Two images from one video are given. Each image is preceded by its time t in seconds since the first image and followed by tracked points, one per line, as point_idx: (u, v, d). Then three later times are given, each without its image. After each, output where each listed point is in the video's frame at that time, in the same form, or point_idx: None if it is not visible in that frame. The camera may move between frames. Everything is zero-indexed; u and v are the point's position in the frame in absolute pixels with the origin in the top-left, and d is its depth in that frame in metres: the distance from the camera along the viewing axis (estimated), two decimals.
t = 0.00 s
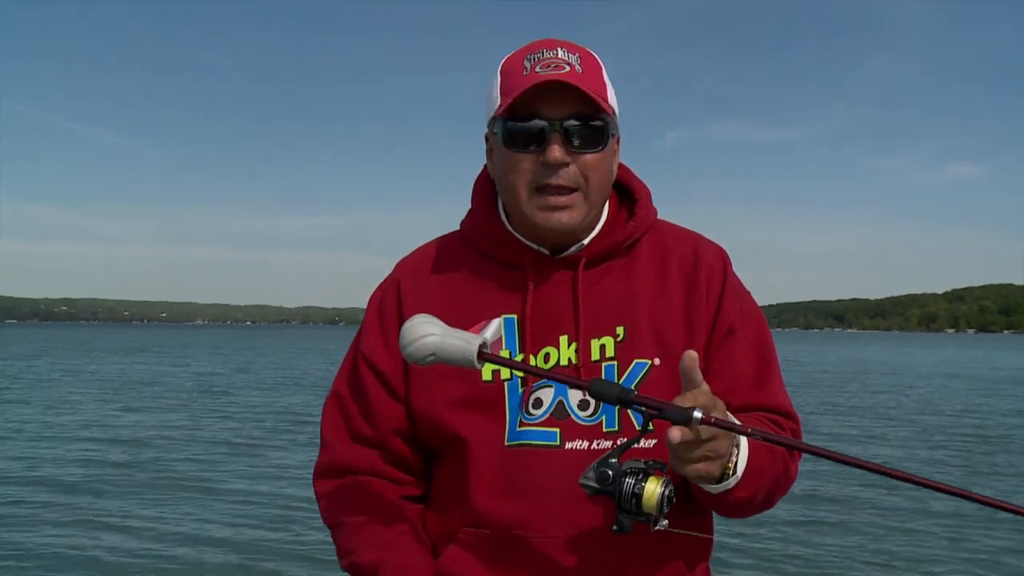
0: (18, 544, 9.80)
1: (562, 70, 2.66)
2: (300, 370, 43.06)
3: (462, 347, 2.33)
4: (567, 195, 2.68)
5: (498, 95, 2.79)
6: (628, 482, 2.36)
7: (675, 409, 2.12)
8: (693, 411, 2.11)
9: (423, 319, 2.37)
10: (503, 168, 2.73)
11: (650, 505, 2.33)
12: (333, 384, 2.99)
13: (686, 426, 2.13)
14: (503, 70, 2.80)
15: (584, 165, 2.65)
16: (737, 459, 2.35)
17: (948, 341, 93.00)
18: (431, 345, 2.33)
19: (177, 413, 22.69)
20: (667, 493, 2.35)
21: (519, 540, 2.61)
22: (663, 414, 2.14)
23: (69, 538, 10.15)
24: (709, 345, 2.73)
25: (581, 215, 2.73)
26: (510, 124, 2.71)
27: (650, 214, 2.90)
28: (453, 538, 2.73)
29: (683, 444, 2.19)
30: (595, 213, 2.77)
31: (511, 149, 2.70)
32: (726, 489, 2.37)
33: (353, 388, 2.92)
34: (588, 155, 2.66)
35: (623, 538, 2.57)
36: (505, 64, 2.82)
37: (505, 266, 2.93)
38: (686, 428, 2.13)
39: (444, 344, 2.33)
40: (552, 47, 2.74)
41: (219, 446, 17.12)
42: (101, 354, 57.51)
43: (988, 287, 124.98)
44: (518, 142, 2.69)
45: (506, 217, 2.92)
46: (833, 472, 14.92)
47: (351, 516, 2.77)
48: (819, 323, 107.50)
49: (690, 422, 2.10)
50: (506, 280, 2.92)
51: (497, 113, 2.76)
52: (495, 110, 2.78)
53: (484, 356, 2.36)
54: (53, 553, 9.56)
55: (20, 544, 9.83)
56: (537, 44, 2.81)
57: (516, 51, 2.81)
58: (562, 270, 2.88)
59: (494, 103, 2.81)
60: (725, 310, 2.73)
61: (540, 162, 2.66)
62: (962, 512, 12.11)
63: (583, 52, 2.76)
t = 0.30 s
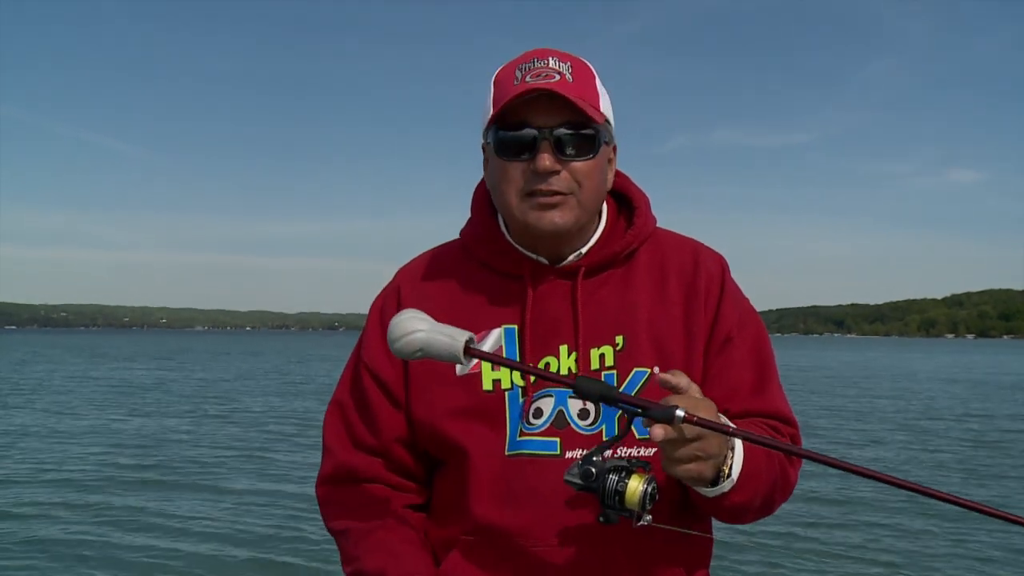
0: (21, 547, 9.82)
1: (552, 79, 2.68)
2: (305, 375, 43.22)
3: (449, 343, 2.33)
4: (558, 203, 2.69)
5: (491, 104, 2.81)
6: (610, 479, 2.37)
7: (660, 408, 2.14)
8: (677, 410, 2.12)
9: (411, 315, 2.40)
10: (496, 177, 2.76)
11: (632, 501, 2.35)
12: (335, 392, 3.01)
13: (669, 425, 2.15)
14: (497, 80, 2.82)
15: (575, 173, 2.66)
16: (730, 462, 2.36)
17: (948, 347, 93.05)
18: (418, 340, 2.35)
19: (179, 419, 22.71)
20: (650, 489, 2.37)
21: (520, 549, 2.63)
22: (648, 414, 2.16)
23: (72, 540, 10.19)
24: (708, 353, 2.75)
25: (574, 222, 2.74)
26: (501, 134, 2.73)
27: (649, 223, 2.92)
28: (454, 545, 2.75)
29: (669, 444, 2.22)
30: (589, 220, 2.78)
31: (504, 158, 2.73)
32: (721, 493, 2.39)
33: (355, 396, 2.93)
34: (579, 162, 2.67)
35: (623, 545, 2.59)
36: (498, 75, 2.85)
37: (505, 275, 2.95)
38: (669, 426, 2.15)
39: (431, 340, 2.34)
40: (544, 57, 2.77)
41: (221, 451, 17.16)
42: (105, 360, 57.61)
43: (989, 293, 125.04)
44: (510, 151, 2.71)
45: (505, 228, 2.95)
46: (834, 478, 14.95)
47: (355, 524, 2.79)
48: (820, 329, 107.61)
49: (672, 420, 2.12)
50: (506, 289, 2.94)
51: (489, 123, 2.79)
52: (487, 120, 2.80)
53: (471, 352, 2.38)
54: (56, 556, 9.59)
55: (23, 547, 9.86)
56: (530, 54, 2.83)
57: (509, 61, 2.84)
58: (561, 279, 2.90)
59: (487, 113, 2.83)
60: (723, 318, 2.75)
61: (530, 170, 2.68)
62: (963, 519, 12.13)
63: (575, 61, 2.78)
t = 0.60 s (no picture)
0: (24, 556, 9.86)
1: (548, 90, 2.70)
2: (307, 377, 43.39)
3: (444, 338, 2.34)
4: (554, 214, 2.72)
5: (487, 114, 2.82)
6: (605, 464, 2.38)
7: (651, 392, 2.15)
8: (669, 393, 2.13)
9: (409, 313, 2.42)
10: (492, 187, 2.77)
11: (627, 485, 2.36)
12: (334, 394, 3.01)
13: (661, 409, 2.16)
14: (494, 88, 2.83)
15: (571, 185, 2.68)
16: (724, 453, 2.37)
17: (949, 346, 93.14)
18: (415, 335, 2.36)
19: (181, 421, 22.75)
20: (644, 473, 2.38)
21: (518, 550, 2.64)
22: (640, 397, 2.17)
23: (74, 549, 10.22)
24: (704, 355, 2.76)
25: (569, 233, 2.76)
26: (497, 144, 2.74)
27: (647, 227, 2.93)
28: (451, 546, 2.76)
29: (663, 429, 2.23)
30: (585, 230, 2.80)
31: (500, 169, 2.73)
32: (714, 485, 2.40)
33: (354, 399, 2.94)
34: (576, 174, 2.68)
35: (619, 545, 2.60)
36: (494, 83, 2.85)
37: (502, 279, 2.96)
38: (661, 409, 2.16)
39: (427, 336, 2.36)
40: (540, 67, 2.77)
41: (223, 453, 17.19)
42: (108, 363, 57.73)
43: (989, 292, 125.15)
44: (506, 162, 2.72)
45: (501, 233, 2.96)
46: (835, 478, 14.98)
47: (354, 525, 2.81)
48: (820, 329, 107.69)
49: (664, 402, 2.13)
50: (503, 293, 2.95)
51: (485, 133, 2.79)
52: (483, 131, 2.81)
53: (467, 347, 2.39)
54: (59, 562, 9.63)
55: (26, 556, 9.90)
56: (526, 62, 2.83)
57: (506, 69, 2.85)
58: (558, 283, 2.91)
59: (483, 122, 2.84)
60: (720, 320, 2.76)
61: (527, 182, 2.69)
62: (963, 519, 12.16)
63: (571, 70, 2.79)
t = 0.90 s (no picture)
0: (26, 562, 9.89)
1: (544, 87, 2.72)
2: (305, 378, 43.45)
3: (442, 349, 2.37)
4: (551, 211, 2.74)
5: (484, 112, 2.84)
6: (609, 459, 2.39)
7: (646, 385, 2.18)
8: (664, 384, 2.16)
9: (405, 325, 2.42)
10: (489, 184, 2.79)
11: (632, 479, 2.39)
12: (330, 389, 3.04)
13: (659, 401, 2.18)
14: (491, 86, 2.86)
15: (566, 182, 2.69)
16: (724, 445, 2.40)
17: (945, 342, 93.32)
18: (414, 350, 2.38)
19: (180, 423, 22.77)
20: (648, 465, 2.41)
21: (514, 543, 2.67)
22: (637, 390, 2.20)
23: (77, 555, 10.27)
24: (700, 350, 2.78)
25: (564, 230, 2.79)
26: (494, 141, 2.76)
27: (643, 223, 2.96)
28: (447, 540, 2.79)
29: (662, 421, 2.25)
30: (581, 226, 2.82)
31: (496, 166, 2.75)
32: (714, 478, 2.42)
33: (351, 394, 2.96)
34: (572, 171, 2.70)
35: (616, 537, 2.62)
36: (491, 81, 2.87)
37: (497, 276, 2.98)
38: (659, 401, 2.18)
39: (425, 348, 2.38)
40: (537, 64, 2.80)
41: (222, 454, 17.23)
42: (107, 365, 57.74)
43: (986, 288, 125.41)
44: (502, 159, 2.74)
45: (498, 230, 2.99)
46: (833, 473, 15.03)
47: (350, 520, 2.83)
48: (817, 327, 107.82)
49: (661, 394, 2.16)
50: (501, 289, 2.97)
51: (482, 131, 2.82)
52: (481, 128, 2.83)
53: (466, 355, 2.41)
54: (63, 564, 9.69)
55: (28, 563, 9.94)
56: (523, 60, 2.86)
57: (503, 66, 2.87)
58: (554, 278, 2.93)
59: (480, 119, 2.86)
60: (715, 315, 2.78)
61: (524, 179, 2.70)
62: (960, 511, 12.22)
63: (568, 67, 2.81)
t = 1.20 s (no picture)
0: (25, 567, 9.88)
1: (566, 86, 2.74)
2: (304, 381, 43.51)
3: (443, 360, 2.37)
4: (584, 207, 2.72)
5: (499, 115, 2.82)
6: (610, 460, 2.39)
7: (646, 384, 2.18)
8: (664, 382, 2.15)
9: (407, 339, 2.42)
10: (515, 185, 2.74)
11: (634, 478, 2.38)
12: (327, 389, 3.03)
13: (659, 399, 2.18)
14: (501, 89, 2.84)
15: (597, 176, 2.69)
16: (724, 444, 2.39)
17: (942, 342, 93.45)
18: (415, 361, 2.39)
19: (177, 426, 22.74)
20: (650, 465, 2.40)
21: (511, 541, 2.67)
22: (637, 390, 2.20)
23: (76, 559, 10.25)
24: (696, 349, 2.77)
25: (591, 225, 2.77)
26: (520, 143, 2.70)
27: (640, 222, 2.94)
28: (444, 540, 2.78)
29: (663, 420, 2.25)
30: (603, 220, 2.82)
31: (526, 167, 2.70)
32: (713, 476, 2.42)
33: (349, 395, 2.95)
34: (602, 166, 2.70)
35: (612, 536, 2.61)
36: (498, 83, 2.86)
37: (496, 275, 2.98)
38: (659, 400, 2.18)
39: (427, 360, 2.38)
40: (549, 63, 2.83)
41: (220, 456, 17.20)
42: (105, 369, 57.71)
43: (983, 288, 125.70)
44: (528, 158, 2.69)
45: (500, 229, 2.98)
46: (831, 472, 15.03)
47: (348, 520, 2.83)
48: (814, 327, 108.15)
49: (661, 393, 2.15)
50: (499, 287, 2.96)
51: (501, 132, 2.79)
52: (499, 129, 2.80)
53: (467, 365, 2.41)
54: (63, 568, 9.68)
55: (27, 568, 9.92)
56: (530, 61, 2.87)
57: (508, 67, 2.87)
58: (553, 278, 2.92)
59: (495, 123, 2.83)
60: (712, 313, 2.78)
61: (556, 178, 2.68)
62: (959, 510, 12.23)
63: (579, 66, 2.85)
